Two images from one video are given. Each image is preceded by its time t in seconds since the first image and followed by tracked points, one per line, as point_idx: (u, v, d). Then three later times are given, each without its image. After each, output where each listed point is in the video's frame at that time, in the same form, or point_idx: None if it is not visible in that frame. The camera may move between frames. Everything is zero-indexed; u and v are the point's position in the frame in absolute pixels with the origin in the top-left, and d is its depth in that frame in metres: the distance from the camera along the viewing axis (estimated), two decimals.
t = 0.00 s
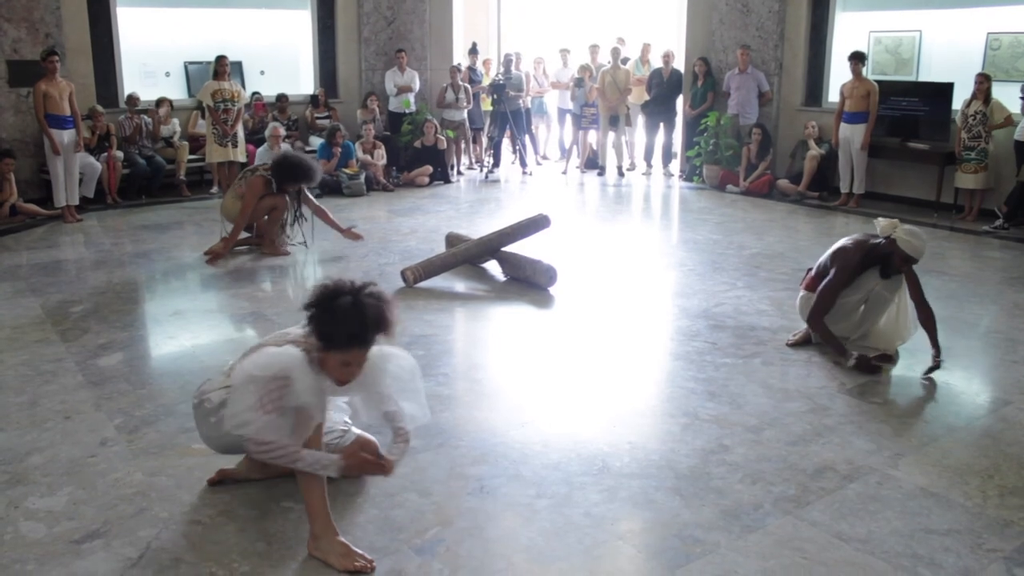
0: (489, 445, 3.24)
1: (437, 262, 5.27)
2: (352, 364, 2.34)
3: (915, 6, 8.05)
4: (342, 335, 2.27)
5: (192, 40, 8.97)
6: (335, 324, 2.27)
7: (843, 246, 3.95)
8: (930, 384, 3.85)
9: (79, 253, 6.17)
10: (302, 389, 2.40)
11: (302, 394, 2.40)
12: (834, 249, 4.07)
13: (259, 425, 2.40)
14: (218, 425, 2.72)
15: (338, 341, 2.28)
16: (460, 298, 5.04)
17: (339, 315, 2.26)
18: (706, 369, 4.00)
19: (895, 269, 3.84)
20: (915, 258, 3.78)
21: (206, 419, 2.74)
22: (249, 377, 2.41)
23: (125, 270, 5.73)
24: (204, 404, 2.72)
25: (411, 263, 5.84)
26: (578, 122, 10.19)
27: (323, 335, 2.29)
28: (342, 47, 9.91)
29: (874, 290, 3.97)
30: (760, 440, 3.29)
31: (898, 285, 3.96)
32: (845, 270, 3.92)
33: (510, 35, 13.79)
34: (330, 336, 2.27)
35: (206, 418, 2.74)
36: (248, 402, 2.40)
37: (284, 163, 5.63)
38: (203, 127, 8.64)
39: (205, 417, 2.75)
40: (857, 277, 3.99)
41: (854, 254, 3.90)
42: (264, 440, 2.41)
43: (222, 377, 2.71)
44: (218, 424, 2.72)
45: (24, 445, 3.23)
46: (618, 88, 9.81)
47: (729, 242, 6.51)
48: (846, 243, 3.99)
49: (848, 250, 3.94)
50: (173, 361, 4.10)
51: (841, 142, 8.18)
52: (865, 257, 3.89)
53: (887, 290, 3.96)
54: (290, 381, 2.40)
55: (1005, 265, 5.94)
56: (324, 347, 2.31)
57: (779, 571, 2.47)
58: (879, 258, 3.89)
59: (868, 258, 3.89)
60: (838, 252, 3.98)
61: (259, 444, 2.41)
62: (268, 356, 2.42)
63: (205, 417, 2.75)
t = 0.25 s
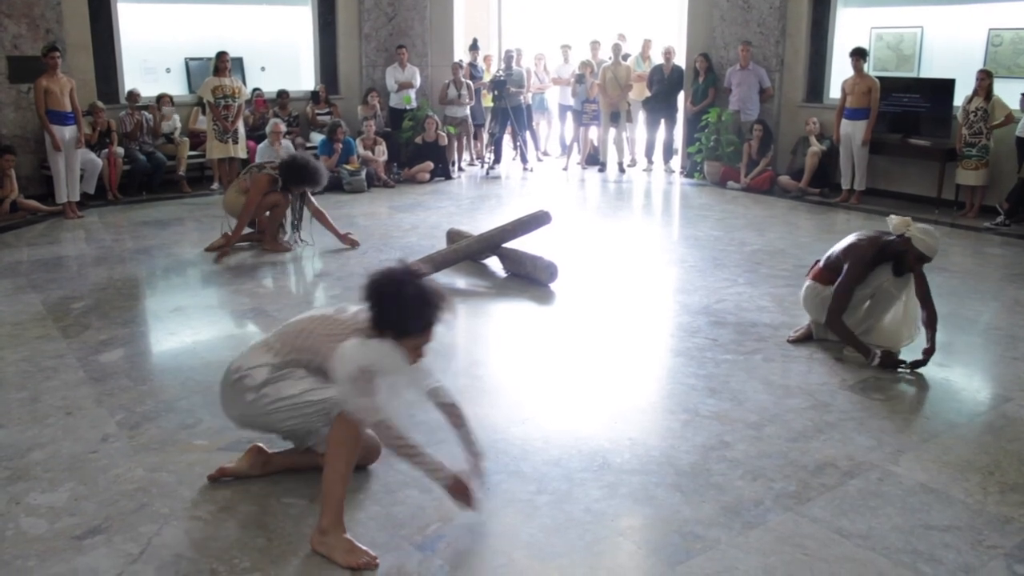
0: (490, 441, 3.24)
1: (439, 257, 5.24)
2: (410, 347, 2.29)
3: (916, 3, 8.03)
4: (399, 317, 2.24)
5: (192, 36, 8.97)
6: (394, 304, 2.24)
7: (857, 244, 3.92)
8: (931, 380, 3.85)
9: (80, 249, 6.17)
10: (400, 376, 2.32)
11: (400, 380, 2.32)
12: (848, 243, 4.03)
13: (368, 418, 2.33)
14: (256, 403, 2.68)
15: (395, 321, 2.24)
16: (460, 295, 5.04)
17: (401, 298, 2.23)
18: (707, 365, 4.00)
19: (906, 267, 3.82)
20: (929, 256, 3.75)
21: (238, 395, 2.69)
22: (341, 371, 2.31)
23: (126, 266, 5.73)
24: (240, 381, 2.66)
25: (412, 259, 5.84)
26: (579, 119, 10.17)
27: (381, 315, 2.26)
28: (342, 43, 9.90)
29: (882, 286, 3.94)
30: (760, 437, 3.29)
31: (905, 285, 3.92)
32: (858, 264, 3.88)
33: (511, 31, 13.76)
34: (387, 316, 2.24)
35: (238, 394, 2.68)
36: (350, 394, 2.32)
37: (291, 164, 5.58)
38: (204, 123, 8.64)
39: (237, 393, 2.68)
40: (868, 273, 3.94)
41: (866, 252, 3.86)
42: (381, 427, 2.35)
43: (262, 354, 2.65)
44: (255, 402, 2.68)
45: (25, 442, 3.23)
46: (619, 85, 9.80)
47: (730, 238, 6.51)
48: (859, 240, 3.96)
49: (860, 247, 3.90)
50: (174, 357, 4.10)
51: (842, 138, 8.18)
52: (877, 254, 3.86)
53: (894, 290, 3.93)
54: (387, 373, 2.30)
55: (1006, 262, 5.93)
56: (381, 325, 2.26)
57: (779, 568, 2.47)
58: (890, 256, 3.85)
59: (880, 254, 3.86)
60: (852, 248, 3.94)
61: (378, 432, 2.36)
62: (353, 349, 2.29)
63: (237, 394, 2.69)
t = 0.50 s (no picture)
0: (490, 437, 3.24)
1: (442, 253, 5.22)
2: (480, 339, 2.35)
3: None
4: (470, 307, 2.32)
5: (192, 33, 8.97)
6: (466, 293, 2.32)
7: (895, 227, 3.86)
8: (932, 377, 3.85)
9: (80, 246, 6.17)
10: (481, 377, 2.38)
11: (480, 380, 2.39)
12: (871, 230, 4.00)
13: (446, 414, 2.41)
14: (303, 367, 2.57)
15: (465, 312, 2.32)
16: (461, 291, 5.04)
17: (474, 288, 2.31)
18: (707, 361, 4.01)
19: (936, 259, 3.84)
20: (960, 249, 3.79)
21: (288, 354, 2.59)
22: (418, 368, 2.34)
23: (126, 263, 5.73)
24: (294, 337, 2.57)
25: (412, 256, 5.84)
26: (580, 115, 10.18)
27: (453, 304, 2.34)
28: (342, 39, 9.89)
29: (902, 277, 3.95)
30: (760, 433, 3.29)
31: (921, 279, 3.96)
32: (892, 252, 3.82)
33: (512, 27, 13.76)
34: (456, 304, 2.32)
35: (287, 352, 2.58)
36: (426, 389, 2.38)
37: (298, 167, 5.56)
38: (204, 120, 8.63)
39: (288, 352, 2.58)
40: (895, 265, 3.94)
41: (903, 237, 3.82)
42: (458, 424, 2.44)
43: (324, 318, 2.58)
44: (305, 365, 2.57)
45: (26, 438, 3.24)
46: (619, 81, 9.81)
47: (731, 235, 6.51)
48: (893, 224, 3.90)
49: (894, 230, 3.85)
50: (174, 353, 4.10)
51: (843, 135, 8.17)
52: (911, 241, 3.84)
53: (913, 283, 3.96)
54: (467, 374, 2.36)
55: (1007, 258, 5.93)
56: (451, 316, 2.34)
57: (780, 564, 2.48)
58: (922, 246, 3.85)
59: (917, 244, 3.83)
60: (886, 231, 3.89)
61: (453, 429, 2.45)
62: (435, 345, 2.32)
63: (286, 352, 2.59)
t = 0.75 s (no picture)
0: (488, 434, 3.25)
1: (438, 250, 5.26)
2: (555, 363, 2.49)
3: None
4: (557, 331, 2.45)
5: (190, 30, 8.96)
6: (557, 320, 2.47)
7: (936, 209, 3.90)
8: (929, 374, 3.85)
9: (78, 244, 6.16)
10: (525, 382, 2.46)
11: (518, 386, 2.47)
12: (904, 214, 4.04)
13: (471, 404, 2.46)
14: (370, 367, 2.56)
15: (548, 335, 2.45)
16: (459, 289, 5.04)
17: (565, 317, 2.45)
18: (705, 359, 4.01)
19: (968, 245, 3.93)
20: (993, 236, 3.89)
21: (355, 349, 2.57)
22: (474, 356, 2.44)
23: (124, 261, 5.72)
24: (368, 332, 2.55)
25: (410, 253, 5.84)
26: (577, 113, 10.10)
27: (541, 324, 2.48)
28: (340, 37, 9.88)
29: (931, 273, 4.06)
30: (758, 430, 3.30)
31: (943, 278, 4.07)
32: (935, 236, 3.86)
33: (510, 25, 13.75)
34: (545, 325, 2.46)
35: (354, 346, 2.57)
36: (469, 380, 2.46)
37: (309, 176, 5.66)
38: (202, 117, 8.62)
39: (358, 347, 2.57)
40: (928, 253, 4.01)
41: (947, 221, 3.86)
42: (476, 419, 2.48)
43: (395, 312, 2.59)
44: (372, 365, 2.56)
45: (23, 436, 3.23)
46: (618, 78, 9.80)
47: (729, 232, 6.51)
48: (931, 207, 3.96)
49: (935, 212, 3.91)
50: (171, 351, 4.10)
51: (840, 132, 8.15)
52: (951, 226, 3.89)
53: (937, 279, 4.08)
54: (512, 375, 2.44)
55: (1004, 255, 5.94)
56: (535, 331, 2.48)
57: (778, 561, 2.48)
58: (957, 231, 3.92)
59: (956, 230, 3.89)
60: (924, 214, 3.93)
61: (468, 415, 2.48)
62: (498, 339, 2.41)
63: (355, 347, 2.57)
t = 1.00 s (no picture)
0: (481, 431, 3.25)
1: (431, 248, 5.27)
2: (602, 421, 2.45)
3: None
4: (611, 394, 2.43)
5: (184, 26, 8.93)
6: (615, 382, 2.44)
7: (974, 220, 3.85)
8: (924, 370, 3.86)
9: (72, 241, 6.14)
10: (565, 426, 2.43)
11: (550, 426, 2.43)
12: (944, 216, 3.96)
13: (502, 431, 2.43)
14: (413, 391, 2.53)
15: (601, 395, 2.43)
16: (455, 286, 5.04)
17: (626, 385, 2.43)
18: (700, 355, 4.02)
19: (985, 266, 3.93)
20: None
21: (399, 375, 2.52)
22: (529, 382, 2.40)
23: (118, 258, 5.71)
24: (414, 358, 2.51)
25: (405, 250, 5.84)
26: (572, 109, 10.18)
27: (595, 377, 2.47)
28: (335, 33, 9.88)
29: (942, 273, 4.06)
30: (753, 426, 3.30)
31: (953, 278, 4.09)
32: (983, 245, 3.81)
33: (504, 21, 13.75)
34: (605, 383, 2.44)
35: (397, 368, 2.52)
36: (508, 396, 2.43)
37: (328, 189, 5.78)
38: (196, 114, 8.60)
39: (402, 373, 2.51)
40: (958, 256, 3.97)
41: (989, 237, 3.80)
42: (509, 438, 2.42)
43: (441, 337, 2.53)
44: (414, 389, 2.52)
45: (18, 434, 3.23)
46: (612, 75, 9.81)
47: (724, 229, 6.52)
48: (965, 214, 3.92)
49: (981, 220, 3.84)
50: (166, 349, 4.09)
51: (835, 128, 8.16)
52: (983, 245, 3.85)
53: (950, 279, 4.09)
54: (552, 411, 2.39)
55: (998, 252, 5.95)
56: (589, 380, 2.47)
57: (773, 557, 2.48)
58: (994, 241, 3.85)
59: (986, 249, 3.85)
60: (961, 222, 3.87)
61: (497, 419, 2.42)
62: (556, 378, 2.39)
63: (400, 372, 2.52)
